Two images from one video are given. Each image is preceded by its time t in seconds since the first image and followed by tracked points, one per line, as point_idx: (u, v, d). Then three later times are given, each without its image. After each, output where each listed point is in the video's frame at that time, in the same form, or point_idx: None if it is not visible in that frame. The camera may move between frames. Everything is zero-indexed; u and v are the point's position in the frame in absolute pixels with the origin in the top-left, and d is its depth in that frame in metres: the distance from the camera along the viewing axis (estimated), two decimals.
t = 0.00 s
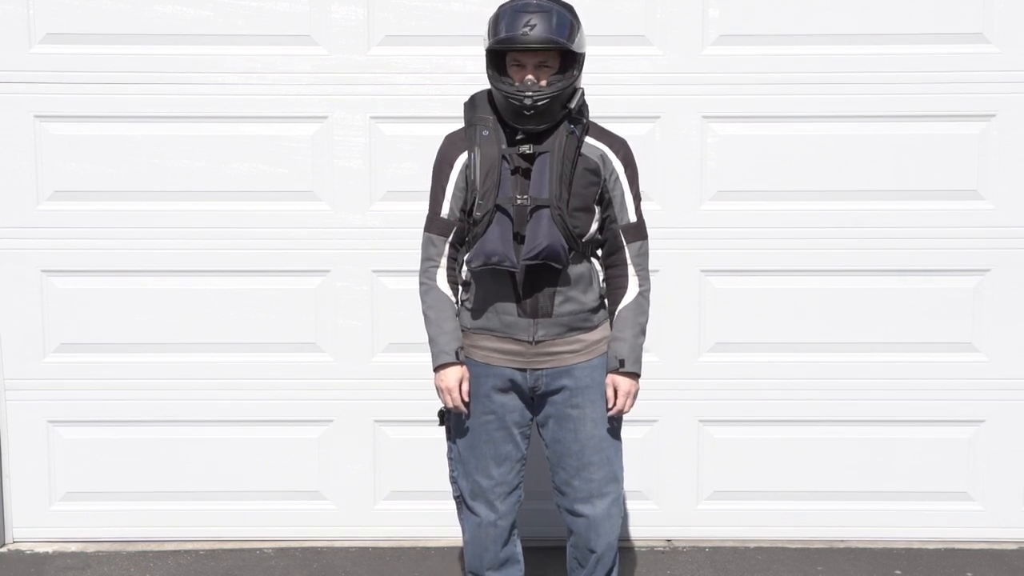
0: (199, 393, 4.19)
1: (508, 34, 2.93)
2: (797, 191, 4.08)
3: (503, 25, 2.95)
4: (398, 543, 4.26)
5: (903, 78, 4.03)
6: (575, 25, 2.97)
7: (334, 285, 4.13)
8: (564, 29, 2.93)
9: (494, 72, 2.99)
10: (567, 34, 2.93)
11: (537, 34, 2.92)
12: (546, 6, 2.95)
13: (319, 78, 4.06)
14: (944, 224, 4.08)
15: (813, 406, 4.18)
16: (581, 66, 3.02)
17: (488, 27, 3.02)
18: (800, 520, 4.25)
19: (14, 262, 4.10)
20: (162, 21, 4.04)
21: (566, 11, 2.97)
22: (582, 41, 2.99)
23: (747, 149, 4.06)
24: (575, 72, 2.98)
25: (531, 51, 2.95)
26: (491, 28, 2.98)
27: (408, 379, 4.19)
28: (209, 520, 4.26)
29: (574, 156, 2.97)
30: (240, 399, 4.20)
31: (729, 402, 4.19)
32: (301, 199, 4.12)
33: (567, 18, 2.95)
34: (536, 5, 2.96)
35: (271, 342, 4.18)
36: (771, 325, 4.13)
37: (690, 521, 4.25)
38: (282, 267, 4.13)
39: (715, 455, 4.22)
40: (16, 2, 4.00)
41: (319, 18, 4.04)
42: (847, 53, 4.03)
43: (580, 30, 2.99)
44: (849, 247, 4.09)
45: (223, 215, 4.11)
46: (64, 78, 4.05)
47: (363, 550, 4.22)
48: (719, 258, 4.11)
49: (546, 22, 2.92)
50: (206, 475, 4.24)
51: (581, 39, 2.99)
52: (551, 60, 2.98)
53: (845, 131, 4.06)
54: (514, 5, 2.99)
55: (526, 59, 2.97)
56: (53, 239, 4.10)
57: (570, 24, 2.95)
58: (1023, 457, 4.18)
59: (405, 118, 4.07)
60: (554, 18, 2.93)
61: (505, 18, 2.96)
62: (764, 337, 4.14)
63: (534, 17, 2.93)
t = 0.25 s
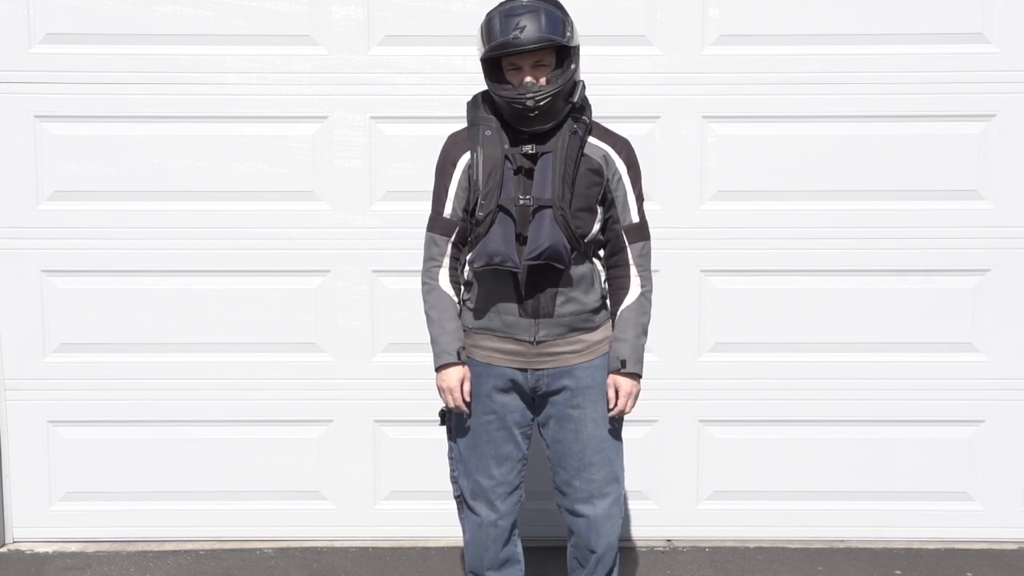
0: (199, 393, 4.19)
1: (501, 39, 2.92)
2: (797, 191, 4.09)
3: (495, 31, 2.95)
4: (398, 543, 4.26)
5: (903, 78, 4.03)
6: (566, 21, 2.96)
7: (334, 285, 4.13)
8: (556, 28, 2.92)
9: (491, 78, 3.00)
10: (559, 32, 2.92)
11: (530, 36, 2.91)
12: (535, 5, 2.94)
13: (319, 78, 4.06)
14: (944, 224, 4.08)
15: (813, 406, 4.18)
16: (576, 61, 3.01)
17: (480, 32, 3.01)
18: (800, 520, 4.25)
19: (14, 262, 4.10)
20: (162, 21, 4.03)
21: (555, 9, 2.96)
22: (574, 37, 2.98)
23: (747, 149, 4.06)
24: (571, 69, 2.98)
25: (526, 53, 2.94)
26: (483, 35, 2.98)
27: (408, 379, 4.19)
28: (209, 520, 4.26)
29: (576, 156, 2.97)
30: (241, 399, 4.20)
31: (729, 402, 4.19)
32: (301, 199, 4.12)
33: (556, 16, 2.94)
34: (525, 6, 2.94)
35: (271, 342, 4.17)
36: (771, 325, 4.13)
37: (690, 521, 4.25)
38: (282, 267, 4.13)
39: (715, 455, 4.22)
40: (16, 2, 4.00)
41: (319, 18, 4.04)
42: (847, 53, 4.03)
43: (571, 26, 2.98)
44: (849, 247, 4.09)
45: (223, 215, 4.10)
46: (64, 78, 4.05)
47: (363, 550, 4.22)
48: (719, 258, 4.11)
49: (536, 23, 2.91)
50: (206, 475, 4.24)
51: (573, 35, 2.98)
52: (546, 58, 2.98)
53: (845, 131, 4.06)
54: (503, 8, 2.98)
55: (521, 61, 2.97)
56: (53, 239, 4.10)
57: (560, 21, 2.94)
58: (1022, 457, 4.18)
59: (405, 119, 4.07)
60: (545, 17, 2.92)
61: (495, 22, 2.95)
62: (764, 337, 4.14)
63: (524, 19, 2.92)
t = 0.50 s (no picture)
0: (199, 393, 4.19)
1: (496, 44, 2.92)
2: (797, 191, 4.08)
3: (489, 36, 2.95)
4: (398, 543, 4.26)
5: (903, 78, 4.03)
6: (559, 20, 2.96)
7: (334, 285, 4.13)
8: (550, 28, 2.93)
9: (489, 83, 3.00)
10: (553, 32, 2.93)
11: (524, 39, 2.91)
12: (527, 8, 2.95)
13: (319, 78, 4.06)
14: (944, 224, 4.08)
15: (813, 406, 4.18)
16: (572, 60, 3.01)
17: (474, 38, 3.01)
18: (800, 520, 4.25)
19: (14, 262, 4.10)
20: (162, 21, 4.04)
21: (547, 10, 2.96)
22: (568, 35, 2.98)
23: (747, 149, 4.06)
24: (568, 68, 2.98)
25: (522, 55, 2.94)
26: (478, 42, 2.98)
27: (408, 379, 4.19)
28: (209, 520, 4.26)
29: (576, 156, 2.96)
30: (240, 399, 4.20)
31: (729, 402, 4.19)
32: (301, 199, 4.12)
33: (548, 17, 2.94)
34: (517, 9, 2.95)
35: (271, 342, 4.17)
36: (771, 325, 4.13)
37: (690, 521, 4.25)
38: (282, 267, 4.13)
39: (715, 455, 4.22)
40: (16, 2, 4.00)
41: (319, 18, 4.04)
42: (847, 53, 4.03)
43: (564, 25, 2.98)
44: (849, 246, 4.09)
45: (223, 215, 4.11)
46: (64, 78, 4.05)
47: (363, 550, 4.22)
48: (719, 258, 4.11)
49: (530, 25, 2.92)
50: (206, 475, 4.24)
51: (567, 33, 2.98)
52: (542, 58, 2.98)
53: (845, 131, 4.06)
54: (496, 11, 2.98)
55: (518, 64, 2.97)
56: (53, 239, 4.10)
57: (553, 21, 2.94)
58: (1022, 457, 4.18)
59: (405, 118, 4.07)
60: (538, 19, 2.93)
61: (489, 28, 2.95)
62: (764, 337, 4.14)
63: (517, 22, 2.92)
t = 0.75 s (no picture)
0: (199, 393, 4.19)
1: (495, 44, 2.92)
2: (797, 191, 4.09)
3: (488, 36, 2.95)
4: (398, 543, 4.26)
5: (903, 78, 4.03)
6: (558, 21, 2.96)
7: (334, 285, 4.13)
8: (549, 28, 2.93)
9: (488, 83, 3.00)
10: (552, 32, 2.93)
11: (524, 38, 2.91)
12: (526, 8, 2.95)
13: (319, 78, 4.06)
14: (944, 224, 4.08)
15: (813, 406, 4.18)
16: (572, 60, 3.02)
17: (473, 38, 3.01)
18: (800, 520, 4.25)
19: (14, 262, 4.10)
20: (162, 21, 4.03)
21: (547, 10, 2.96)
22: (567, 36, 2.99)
23: (748, 149, 4.06)
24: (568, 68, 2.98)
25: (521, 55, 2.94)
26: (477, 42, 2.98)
27: (408, 379, 4.19)
28: (209, 520, 4.26)
29: (576, 156, 2.96)
30: (240, 399, 4.20)
31: (729, 402, 4.19)
32: (301, 199, 4.12)
33: (547, 17, 2.94)
34: (517, 10, 2.95)
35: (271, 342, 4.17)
36: (771, 325, 4.13)
37: (690, 521, 4.25)
38: (282, 267, 4.13)
39: (715, 455, 4.22)
40: (16, 2, 4.00)
41: (319, 18, 4.04)
42: (847, 53, 4.03)
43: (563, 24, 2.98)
44: (849, 246, 4.09)
45: (223, 215, 4.10)
46: (64, 78, 4.05)
47: (363, 550, 4.22)
48: (719, 258, 4.11)
49: (529, 25, 2.92)
50: (206, 475, 4.24)
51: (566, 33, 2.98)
52: (541, 59, 2.98)
53: (845, 131, 4.06)
54: (496, 12, 2.98)
55: (517, 64, 2.97)
56: (53, 239, 4.10)
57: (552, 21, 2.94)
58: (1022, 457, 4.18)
59: (405, 118, 4.07)
60: (537, 19, 2.93)
61: (488, 28, 2.95)
62: (764, 337, 4.14)
63: (516, 22, 2.93)
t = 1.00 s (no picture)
0: (199, 393, 4.19)
1: (498, 41, 2.92)
2: (796, 191, 4.08)
3: (491, 34, 2.95)
4: (398, 543, 4.26)
5: (902, 78, 4.03)
6: (562, 21, 2.96)
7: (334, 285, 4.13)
8: (552, 28, 2.93)
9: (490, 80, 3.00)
10: (555, 32, 2.93)
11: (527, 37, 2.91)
12: (530, 6, 2.95)
13: (319, 78, 4.06)
14: (944, 224, 4.08)
15: (813, 406, 4.18)
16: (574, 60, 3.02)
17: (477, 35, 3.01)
18: (800, 520, 4.25)
19: (14, 262, 4.10)
20: (161, 21, 4.03)
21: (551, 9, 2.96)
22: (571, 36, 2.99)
23: (748, 149, 4.06)
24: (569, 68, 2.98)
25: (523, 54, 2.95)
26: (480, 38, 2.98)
27: (408, 379, 4.19)
28: (209, 520, 4.26)
29: (576, 156, 2.96)
30: (240, 399, 4.20)
31: (729, 402, 4.19)
32: (301, 199, 4.12)
33: (552, 17, 2.94)
34: (521, 8, 2.95)
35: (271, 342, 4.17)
36: (771, 325, 4.13)
37: (690, 521, 4.25)
38: (282, 267, 4.13)
39: (715, 455, 4.22)
40: (16, 2, 4.00)
41: (318, 18, 4.04)
42: (847, 53, 4.03)
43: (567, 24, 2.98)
44: (849, 246, 4.09)
45: (223, 215, 4.11)
46: (64, 77, 4.05)
47: (363, 550, 4.22)
48: (719, 258, 4.11)
49: (532, 24, 2.92)
50: (206, 475, 4.24)
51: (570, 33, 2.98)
52: (543, 58, 2.98)
53: (845, 131, 4.06)
54: (499, 10, 2.98)
55: (519, 62, 2.97)
56: (52, 239, 4.10)
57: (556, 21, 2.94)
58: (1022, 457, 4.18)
59: (405, 118, 4.07)
60: (541, 18, 2.93)
61: (492, 25, 2.95)
62: (764, 337, 4.14)
63: (520, 20, 2.92)
